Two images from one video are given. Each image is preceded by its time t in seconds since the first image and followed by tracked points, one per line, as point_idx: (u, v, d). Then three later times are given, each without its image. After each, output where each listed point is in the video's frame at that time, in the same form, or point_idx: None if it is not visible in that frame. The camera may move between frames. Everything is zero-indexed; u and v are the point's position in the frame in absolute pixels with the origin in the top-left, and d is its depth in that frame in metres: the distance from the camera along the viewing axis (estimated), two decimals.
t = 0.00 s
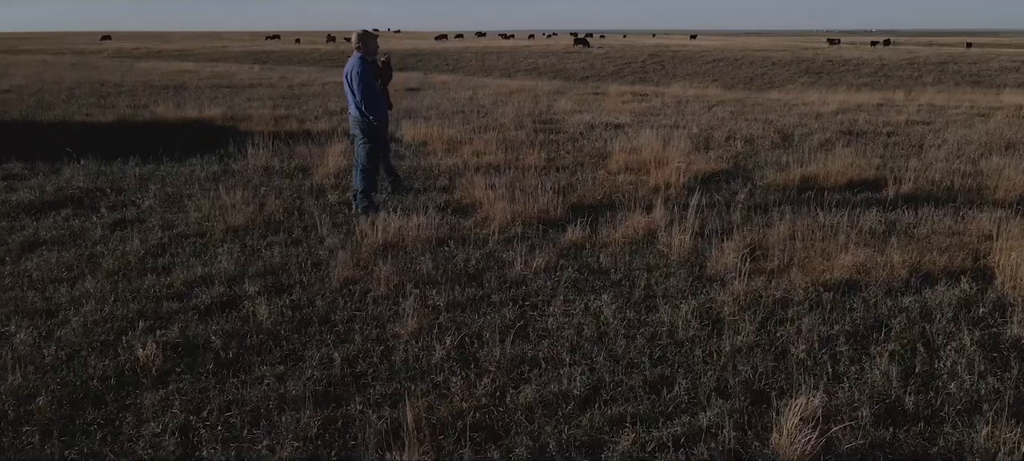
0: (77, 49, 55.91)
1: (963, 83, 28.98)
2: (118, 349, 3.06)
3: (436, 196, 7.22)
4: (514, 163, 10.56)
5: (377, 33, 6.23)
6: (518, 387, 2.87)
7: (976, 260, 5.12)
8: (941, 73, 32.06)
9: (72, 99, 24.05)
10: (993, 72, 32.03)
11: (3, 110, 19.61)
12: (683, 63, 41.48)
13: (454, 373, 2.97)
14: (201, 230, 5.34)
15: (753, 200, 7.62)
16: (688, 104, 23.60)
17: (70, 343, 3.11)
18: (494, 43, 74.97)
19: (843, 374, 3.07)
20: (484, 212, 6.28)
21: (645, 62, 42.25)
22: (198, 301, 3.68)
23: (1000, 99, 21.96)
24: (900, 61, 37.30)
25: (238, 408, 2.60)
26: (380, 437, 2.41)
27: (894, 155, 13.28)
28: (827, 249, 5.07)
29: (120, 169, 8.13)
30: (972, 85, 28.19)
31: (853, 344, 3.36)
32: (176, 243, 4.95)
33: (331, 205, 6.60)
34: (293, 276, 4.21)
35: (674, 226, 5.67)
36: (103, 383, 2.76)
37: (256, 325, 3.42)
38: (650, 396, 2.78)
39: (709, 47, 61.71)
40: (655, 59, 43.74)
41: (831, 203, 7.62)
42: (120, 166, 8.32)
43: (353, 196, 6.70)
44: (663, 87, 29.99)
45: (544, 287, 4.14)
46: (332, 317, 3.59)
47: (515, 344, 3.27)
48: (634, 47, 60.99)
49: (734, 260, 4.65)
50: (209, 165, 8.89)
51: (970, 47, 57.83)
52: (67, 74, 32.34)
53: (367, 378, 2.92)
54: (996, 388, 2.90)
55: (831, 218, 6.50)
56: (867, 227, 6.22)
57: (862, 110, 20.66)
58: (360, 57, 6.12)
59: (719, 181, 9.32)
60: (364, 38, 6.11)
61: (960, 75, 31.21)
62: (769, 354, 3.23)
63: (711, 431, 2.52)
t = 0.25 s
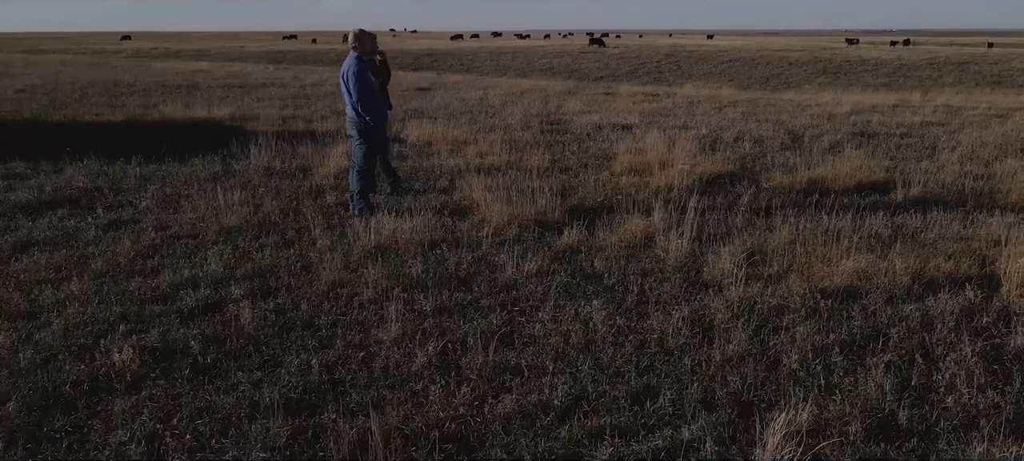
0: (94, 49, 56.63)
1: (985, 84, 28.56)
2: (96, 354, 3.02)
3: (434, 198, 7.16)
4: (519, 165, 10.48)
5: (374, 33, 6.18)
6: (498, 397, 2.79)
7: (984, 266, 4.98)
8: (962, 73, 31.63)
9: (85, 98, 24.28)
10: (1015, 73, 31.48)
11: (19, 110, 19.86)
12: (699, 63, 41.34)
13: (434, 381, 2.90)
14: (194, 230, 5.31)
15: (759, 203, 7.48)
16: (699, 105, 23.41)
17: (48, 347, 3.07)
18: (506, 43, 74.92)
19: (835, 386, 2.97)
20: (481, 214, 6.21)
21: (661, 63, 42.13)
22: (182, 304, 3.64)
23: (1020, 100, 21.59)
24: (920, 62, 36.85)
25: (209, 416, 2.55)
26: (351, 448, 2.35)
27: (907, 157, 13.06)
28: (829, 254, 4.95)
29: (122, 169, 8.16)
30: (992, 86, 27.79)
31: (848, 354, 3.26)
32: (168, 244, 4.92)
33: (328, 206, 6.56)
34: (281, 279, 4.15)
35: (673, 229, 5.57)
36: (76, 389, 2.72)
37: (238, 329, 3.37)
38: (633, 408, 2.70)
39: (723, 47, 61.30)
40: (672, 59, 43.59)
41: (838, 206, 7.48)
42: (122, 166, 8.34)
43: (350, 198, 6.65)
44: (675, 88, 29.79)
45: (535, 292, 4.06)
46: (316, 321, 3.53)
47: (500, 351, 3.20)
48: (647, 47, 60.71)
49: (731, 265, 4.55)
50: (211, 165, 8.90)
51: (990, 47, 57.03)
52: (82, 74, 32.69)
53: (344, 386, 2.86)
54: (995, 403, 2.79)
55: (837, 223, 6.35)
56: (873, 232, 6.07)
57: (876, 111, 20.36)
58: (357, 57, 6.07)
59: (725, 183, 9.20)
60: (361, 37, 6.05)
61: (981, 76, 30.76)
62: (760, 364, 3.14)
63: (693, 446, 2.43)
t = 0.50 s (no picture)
0: (114, 49, 57.39)
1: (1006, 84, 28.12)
2: (73, 358, 2.98)
3: (433, 199, 7.12)
4: (524, 165, 10.43)
5: (370, 34, 6.14)
6: (477, 407, 2.72)
7: (991, 272, 4.84)
8: (982, 73, 31.15)
9: (98, 98, 24.52)
10: None
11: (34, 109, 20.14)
12: (715, 63, 41.10)
13: (413, 389, 2.84)
14: (188, 232, 5.30)
15: (764, 206, 7.36)
16: (711, 105, 23.23)
17: (26, 351, 3.04)
18: (520, 43, 74.85)
19: (828, 399, 2.87)
20: (478, 217, 6.15)
21: (677, 62, 41.91)
22: (166, 308, 3.60)
23: None
24: (939, 62, 36.37)
25: (180, 424, 2.50)
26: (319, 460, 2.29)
27: (921, 159, 12.84)
28: (830, 260, 4.83)
29: (125, 169, 8.20)
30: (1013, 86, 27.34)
31: (843, 365, 3.15)
32: (160, 246, 4.91)
33: (324, 208, 6.53)
34: (269, 282, 4.11)
35: (672, 232, 5.47)
36: (49, 395, 2.68)
37: (220, 333, 3.32)
38: (614, 420, 2.62)
39: (737, 47, 60.86)
40: (687, 59, 43.34)
41: (845, 208, 7.34)
42: (125, 167, 8.39)
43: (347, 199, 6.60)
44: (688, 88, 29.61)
45: (526, 297, 3.98)
46: (300, 326, 3.48)
47: (483, 359, 3.13)
48: (660, 47, 60.42)
49: (729, 270, 4.45)
50: (213, 165, 8.92)
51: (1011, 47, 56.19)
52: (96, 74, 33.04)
53: (322, 393, 2.80)
54: (992, 418, 2.69)
55: (840, 226, 6.23)
56: (877, 237, 5.94)
57: (890, 112, 20.09)
58: (353, 57, 6.03)
59: (730, 185, 9.08)
60: (357, 37, 6.02)
61: (1002, 76, 30.29)
62: (751, 374, 3.04)
63: None
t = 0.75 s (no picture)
0: (133, 49, 58.05)
1: None
2: (50, 362, 2.95)
3: (431, 201, 7.06)
4: (529, 166, 10.35)
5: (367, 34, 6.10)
6: (455, 417, 2.65)
7: (998, 279, 4.70)
8: (1004, 73, 30.69)
9: (110, 97, 24.75)
10: None
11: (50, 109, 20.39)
12: (732, 63, 40.73)
13: (391, 398, 2.77)
14: (181, 233, 5.28)
15: (769, 209, 7.24)
16: (723, 106, 23.02)
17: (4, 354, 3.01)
18: (532, 42, 74.73)
19: (819, 411, 2.77)
20: (474, 219, 6.09)
21: (693, 62, 41.63)
22: (150, 311, 3.56)
23: None
24: (960, 62, 35.90)
25: (149, 432, 2.45)
26: None
27: (934, 160, 12.62)
28: (831, 266, 4.71)
29: (128, 169, 8.24)
30: None
31: (837, 377, 3.05)
32: (152, 247, 4.89)
33: (321, 209, 6.50)
34: (257, 284, 4.06)
35: (671, 236, 5.38)
36: (22, 400, 2.65)
37: (202, 337, 3.27)
38: (594, 433, 2.54)
39: (752, 47, 60.40)
40: (703, 59, 43.05)
41: (851, 211, 7.20)
42: (128, 167, 8.43)
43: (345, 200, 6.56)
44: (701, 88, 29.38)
45: (516, 302, 3.91)
46: (284, 330, 3.43)
47: (465, 366, 3.06)
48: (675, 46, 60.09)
49: (725, 276, 4.34)
50: (215, 166, 8.93)
51: None
52: (111, 73, 33.37)
53: (298, 401, 2.74)
54: (990, 435, 2.58)
55: (845, 230, 6.09)
56: (882, 241, 5.80)
57: (905, 113, 19.80)
58: (349, 56, 5.99)
59: (736, 188, 8.96)
60: (354, 36, 5.98)
61: None
62: (740, 385, 2.95)
63: None
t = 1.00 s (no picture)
0: (151, 49, 58.71)
1: None
2: (26, 366, 2.91)
3: (430, 202, 7.01)
4: (535, 167, 10.29)
5: (364, 33, 6.07)
6: (432, 426, 2.58)
7: (1005, 286, 4.57)
8: None
9: (123, 96, 24.96)
10: None
11: (65, 108, 20.65)
12: (748, 63, 40.39)
13: (367, 405, 2.71)
14: (175, 233, 5.26)
15: (775, 212, 7.12)
16: (736, 106, 22.81)
17: None
18: (549, 42, 74.68)
19: (809, 425, 2.68)
20: (472, 220, 6.03)
21: (709, 62, 41.32)
22: (134, 313, 3.53)
23: None
24: (980, 62, 35.37)
25: (118, 440, 2.41)
26: None
27: (948, 162, 12.39)
28: (833, 271, 4.60)
29: (131, 169, 8.27)
30: None
31: (829, 387, 2.95)
32: (145, 247, 4.87)
33: (319, 210, 6.47)
34: (245, 286, 4.02)
35: (669, 239, 5.29)
36: None
37: (183, 341, 3.23)
38: (571, 446, 2.47)
39: (767, 47, 59.94)
40: (719, 59, 42.72)
41: (859, 213, 7.07)
42: (132, 166, 8.47)
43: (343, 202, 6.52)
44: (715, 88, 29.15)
45: (505, 306, 3.83)
46: (267, 334, 3.38)
47: (447, 373, 2.99)
48: (689, 46, 59.77)
49: (722, 281, 4.24)
50: (218, 166, 8.94)
51: None
52: (125, 73, 33.71)
53: (273, 408, 2.69)
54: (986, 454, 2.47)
55: (850, 234, 5.97)
56: (889, 246, 5.67)
57: (921, 114, 19.50)
58: (346, 56, 5.97)
59: (741, 190, 8.85)
60: (351, 36, 5.95)
61: None
62: (728, 395, 2.86)
63: None
